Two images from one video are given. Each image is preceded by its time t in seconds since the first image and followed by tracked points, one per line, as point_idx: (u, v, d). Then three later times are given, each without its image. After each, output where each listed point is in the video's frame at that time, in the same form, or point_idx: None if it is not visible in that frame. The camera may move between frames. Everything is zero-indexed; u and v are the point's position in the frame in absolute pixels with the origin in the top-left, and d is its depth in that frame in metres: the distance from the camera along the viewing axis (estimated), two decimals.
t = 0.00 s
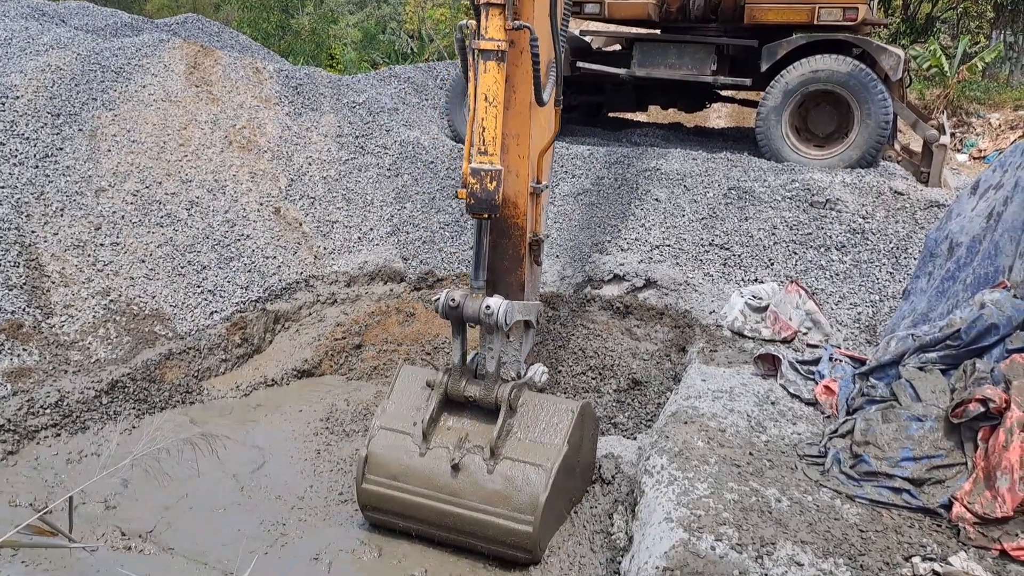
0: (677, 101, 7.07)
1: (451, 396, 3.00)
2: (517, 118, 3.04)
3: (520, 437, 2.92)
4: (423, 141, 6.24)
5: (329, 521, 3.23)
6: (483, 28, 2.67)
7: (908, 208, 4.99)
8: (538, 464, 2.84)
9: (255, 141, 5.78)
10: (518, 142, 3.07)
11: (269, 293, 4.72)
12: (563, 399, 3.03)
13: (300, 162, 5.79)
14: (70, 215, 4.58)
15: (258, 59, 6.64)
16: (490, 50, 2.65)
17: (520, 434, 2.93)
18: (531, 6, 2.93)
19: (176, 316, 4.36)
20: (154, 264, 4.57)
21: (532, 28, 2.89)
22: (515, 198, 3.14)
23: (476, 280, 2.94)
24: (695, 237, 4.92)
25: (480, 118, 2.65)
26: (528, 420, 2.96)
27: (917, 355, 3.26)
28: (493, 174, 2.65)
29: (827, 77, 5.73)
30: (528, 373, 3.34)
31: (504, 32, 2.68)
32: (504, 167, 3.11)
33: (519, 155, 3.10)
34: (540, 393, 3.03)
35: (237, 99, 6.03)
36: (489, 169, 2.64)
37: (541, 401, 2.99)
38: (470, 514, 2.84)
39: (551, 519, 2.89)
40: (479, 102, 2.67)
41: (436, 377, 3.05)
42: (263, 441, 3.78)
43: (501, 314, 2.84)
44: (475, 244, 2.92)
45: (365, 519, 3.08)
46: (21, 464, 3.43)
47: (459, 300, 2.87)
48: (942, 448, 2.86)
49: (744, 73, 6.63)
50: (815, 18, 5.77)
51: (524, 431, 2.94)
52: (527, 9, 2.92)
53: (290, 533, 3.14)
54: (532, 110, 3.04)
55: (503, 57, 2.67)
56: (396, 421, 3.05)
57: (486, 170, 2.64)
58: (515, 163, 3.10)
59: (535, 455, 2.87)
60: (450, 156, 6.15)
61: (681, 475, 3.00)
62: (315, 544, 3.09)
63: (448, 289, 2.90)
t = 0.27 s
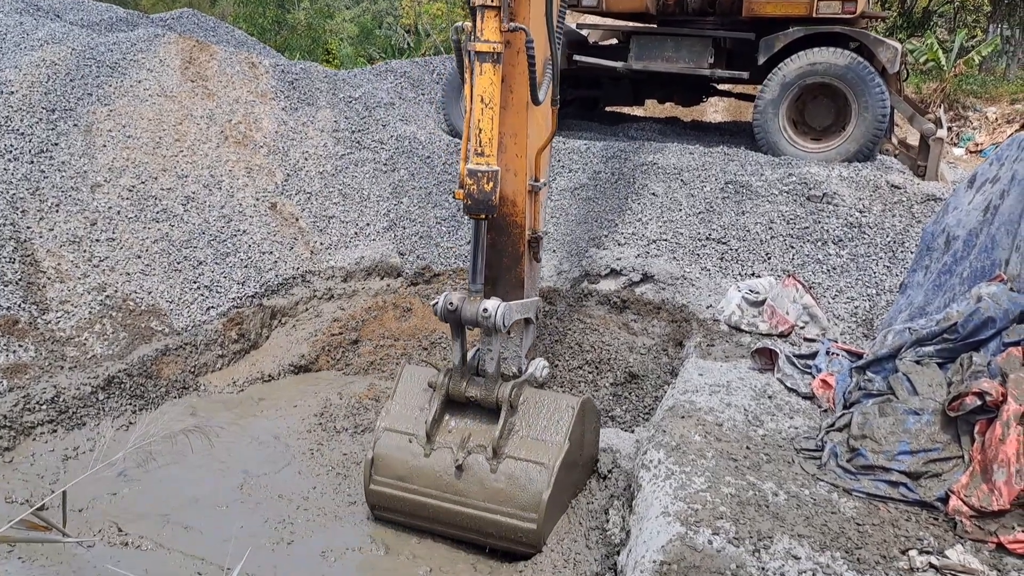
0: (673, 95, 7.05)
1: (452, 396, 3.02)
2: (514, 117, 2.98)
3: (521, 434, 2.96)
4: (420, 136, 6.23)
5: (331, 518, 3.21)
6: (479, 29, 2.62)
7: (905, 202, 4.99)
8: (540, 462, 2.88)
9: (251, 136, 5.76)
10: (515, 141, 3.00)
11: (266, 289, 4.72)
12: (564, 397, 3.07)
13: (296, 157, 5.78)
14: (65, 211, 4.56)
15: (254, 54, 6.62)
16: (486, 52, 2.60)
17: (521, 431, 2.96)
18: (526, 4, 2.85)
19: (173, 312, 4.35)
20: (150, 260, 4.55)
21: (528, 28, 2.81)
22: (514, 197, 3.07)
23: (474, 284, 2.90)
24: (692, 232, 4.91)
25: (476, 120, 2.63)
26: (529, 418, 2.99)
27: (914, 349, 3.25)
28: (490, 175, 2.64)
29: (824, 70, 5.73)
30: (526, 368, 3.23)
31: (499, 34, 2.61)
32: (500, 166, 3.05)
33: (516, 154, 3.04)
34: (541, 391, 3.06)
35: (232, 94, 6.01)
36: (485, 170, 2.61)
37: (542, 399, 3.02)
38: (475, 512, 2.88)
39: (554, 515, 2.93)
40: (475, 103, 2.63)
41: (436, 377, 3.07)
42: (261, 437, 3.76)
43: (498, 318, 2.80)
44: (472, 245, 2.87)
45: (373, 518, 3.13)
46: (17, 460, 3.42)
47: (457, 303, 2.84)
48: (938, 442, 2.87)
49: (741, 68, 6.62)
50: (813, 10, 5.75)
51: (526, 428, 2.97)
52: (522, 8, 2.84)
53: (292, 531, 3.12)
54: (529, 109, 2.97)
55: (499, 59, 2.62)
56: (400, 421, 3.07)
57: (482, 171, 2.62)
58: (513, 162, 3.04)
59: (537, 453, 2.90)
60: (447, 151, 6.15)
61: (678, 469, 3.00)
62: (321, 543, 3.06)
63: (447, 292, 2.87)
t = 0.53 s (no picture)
0: (670, 93, 7.05)
1: (449, 403, 3.05)
2: (508, 119, 2.97)
3: (519, 439, 2.98)
4: (417, 135, 6.23)
5: (330, 519, 3.20)
6: (470, 33, 2.61)
7: (901, 200, 5.00)
8: (538, 468, 2.91)
9: (248, 134, 5.75)
10: (510, 143, 2.99)
11: (263, 287, 4.72)
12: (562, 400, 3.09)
13: (293, 155, 5.78)
14: (62, 209, 4.56)
15: (251, 52, 6.61)
16: (478, 56, 2.59)
17: (519, 436, 2.99)
18: (519, 7, 2.83)
19: (170, 310, 4.34)
20: (147, 258, 4.55)
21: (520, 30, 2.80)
22: (509, 198, 3.08)
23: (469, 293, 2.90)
24: (689, 230, 4.92)
25: (470, 123, 2.62)
26: (526, 422, 3.01)
27: (910, 346, 3.26)
28: (483, 178, 2.62)
29: (821, 68, 5.72)
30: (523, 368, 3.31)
31: (491, 38, 2.60)
32: (495, 168, 3.04)
33: (511, 156, 3.03)
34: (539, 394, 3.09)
35: (229, 92, 6.01)
36: (479, 173, 2.61)
37: (539, 403, 3.05)
38: (474, 518, 2.93)
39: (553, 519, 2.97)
40: (468, 107, 2.63)
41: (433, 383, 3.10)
42: (258, 437, 3.76)
43: (494, 325, 2.82)
44: (467, 249, 2.86)
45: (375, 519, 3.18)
46: (14, 459, 3.42)
47: (453, 312, 2.85)
48: (935, 439, 2.87)
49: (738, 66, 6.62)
50: (809, 7, 5.74)
51: (524, 433, 2.99)
52: (514, 11, 2.83)
53: (292, 532, 3.11)
54: (523, 111, 2.96)
55: (491, 62, 2.62)
56: (399, 427, 3.10)
57: (475, 173, 2.62)
58: (507, 164, 3.03)
59: (535, 459, 2.93)
60: (444, 149, 6.15)
61: (675, 466, 3.01)
62: (323, 544, 3.05)
63: (441, 301, 2.88)
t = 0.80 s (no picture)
0: (668, 91, 7.05)
1: (446, 412, 3.05)
2: (505, 122, 2.97)
3: (517, 447, 3.01)
4: (414, 133, 6.23)
5: (329, 519, 3.20)
6: (467, 35, 2.60)
7: (898, 198, 5.00)
8: (536, 476, 2.94)
9: (246, 132, 5.75)
10: (507, 146, 2.99)
11: (261, 285, 4.72)
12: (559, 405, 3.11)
13: (290, 153, 5.77)
14: (59, 207, 4.55)
15: (248, 50, 6.60)
16: (475, 60, 2.59)
17: (516, 444, 3.02)
18: (515, 11, 2.83)
19: (167, 309, 4.34)
20: (144, 256, 4.55)
21: (517, 34, 2.80)
22: (506, 201, 3.08)
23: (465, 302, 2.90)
24: (686, 228, 4.92)
25: (466, 126, 2.61)
26: (524, 429, 3.04)
27: (907, 344, 3.27)
28: (480, 182, 2.61)
29: (818, 67, 5.73)
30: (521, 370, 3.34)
31: (488, 42, 2.60)
32: (492, 171, 3.04)
33: (508, 159, 3.03)
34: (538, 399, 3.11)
35: (226, 90, 6.00)
36: (476, 177, 2.61)
37: (537, 409, 3.07)
38: (474, 525, 2.98)
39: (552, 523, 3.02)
40: (465, 111, 2.63)
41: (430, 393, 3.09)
42: (256, 435, 3.76)
43: (489, 336, 2.82)
44: (464, 253, 2.86)
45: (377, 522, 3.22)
46: (11, 457, 3.41)
47: (449, 323, 2.84)
48: (932, 437, 2.88)
49: (735, 64, 6.63)
50: (806, 7, 5.74)
51: (522, 440, 3.02)
52: (511, 15, 2.82)
53: (291, 532, 3.11)
54: (520, 115, 2.95)
55: (488, 65, 2.61)
56: (398, 435, 3.13)
57: (472, 177, 2.62)
58: (505, 167, 3.03)
59: (533, 467, 2.96)
60: (441, 147, 6.14)
61: (673, 464, 3.01)
62: (322, 544, 3.05)
63: (438, 311, 2.87)
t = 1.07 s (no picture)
0: (665, 90, 7.06)
1: (444, 418, 3.07)
2: (501, 123, 2.96)
3: (516, 450, 3.04)
4: (412, 131, 6.23)
5: (327, 518, 3.19)
6: (463, 37, 2.60)
7: (896, 196, 5.00)
8: (534, 480, 2.97)
9: (243, 130, 5.74)
10: (503, 147, 2.99)
11: (258, 283, 4.72)
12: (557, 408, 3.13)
13: (288, 152, 5.77)
14: (55, 205, 4.54)
15: (245, 48, 6.59)
16: (471, 61, 2.58)
17: (515, 447, 3.04)
18: (511, 12, 2.82)
19: (164, 307, 4.34)
20: (141, 255, 4.54)
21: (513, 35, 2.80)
22: (502, 202, 3.07)
23: (461, 308, 2.89)
24: (684, 226, 4.92)
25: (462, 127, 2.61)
26: (522, 434, 3.06)
27: (904, 342, 3.27)
28: (476, 183, 2.61)
29: (815, 66, 5.73)
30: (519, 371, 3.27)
31: (484, 43, 2.59)
32: (489, 172, 3.04)
33: (505, 160, 3.02)
34: (535, 403, 3.13)
35: (223, 88, 5.99)
36: (472, 178, 2.61)
37: (535, 413, 3.09)
38: (474, 528, 3.02)
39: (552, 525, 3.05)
40: (461, 112, 2.62)
41: (428, 397, 3.10)
42: (254, 434, 3.75)
43: (486, 342, 2.80)
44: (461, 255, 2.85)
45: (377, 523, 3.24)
46: (8, 456, 3.40)
47: (446, 328, 2.83)
48: (929, 435, 2.88)
49: (733, 63, 6.63)
50: (803, 6, 5.75)
51: (520, 444, 3.05)
52: (507, 16, 2.82)
53: (288, 531, 3.10)
54: (516, 116, 2.95)
55: (484, 66, 2.60)
56: (398, 441, 3.16)
57: (469, 178, 2.62)
58: (501, 168, 3.02)
59: (531, 471, 2.99)
60: (439, 145, 6.14)
61: (671, 462, 3.01)
62: (320, 544, 3.04)
63: (434, 317, 2.85)
